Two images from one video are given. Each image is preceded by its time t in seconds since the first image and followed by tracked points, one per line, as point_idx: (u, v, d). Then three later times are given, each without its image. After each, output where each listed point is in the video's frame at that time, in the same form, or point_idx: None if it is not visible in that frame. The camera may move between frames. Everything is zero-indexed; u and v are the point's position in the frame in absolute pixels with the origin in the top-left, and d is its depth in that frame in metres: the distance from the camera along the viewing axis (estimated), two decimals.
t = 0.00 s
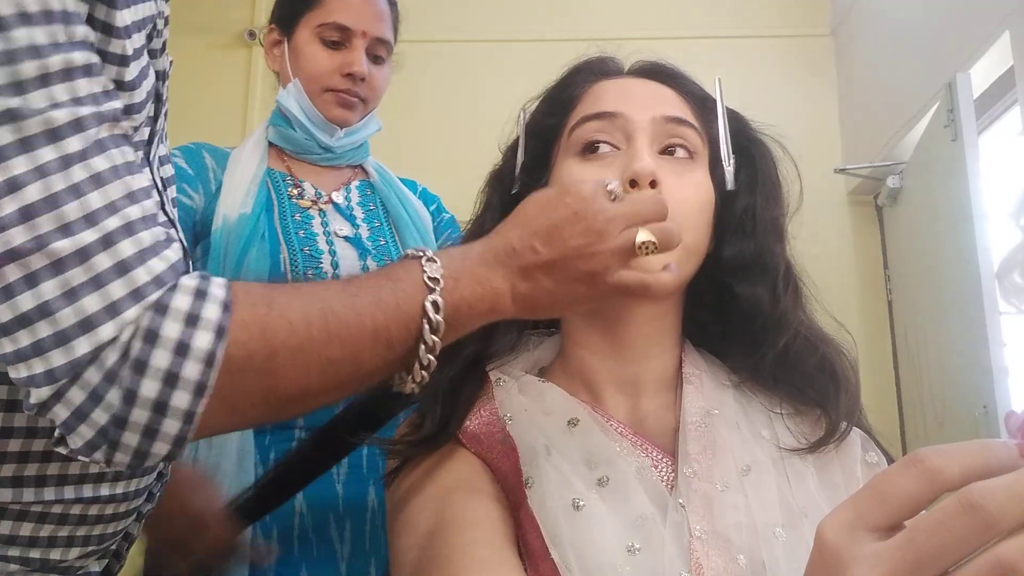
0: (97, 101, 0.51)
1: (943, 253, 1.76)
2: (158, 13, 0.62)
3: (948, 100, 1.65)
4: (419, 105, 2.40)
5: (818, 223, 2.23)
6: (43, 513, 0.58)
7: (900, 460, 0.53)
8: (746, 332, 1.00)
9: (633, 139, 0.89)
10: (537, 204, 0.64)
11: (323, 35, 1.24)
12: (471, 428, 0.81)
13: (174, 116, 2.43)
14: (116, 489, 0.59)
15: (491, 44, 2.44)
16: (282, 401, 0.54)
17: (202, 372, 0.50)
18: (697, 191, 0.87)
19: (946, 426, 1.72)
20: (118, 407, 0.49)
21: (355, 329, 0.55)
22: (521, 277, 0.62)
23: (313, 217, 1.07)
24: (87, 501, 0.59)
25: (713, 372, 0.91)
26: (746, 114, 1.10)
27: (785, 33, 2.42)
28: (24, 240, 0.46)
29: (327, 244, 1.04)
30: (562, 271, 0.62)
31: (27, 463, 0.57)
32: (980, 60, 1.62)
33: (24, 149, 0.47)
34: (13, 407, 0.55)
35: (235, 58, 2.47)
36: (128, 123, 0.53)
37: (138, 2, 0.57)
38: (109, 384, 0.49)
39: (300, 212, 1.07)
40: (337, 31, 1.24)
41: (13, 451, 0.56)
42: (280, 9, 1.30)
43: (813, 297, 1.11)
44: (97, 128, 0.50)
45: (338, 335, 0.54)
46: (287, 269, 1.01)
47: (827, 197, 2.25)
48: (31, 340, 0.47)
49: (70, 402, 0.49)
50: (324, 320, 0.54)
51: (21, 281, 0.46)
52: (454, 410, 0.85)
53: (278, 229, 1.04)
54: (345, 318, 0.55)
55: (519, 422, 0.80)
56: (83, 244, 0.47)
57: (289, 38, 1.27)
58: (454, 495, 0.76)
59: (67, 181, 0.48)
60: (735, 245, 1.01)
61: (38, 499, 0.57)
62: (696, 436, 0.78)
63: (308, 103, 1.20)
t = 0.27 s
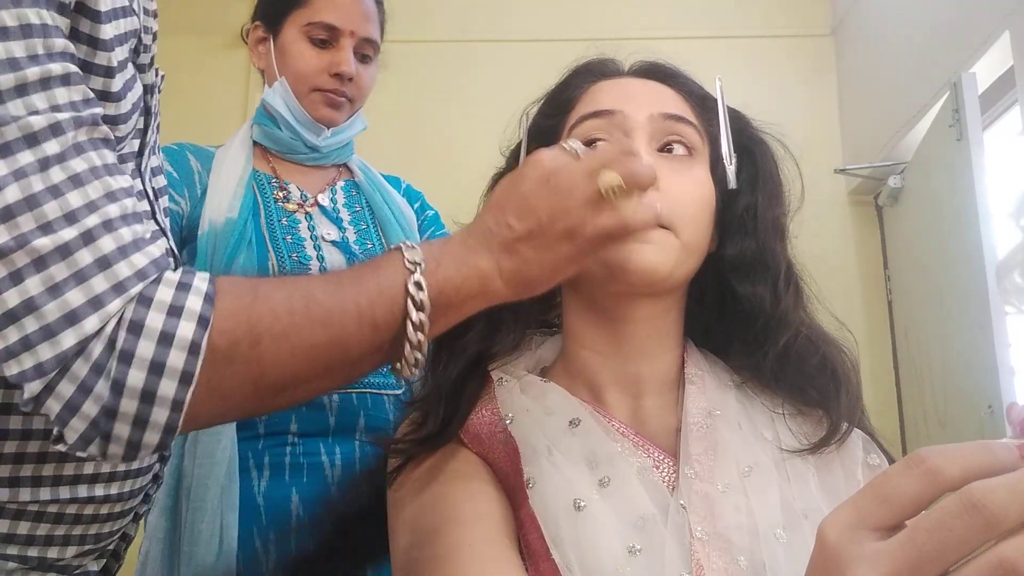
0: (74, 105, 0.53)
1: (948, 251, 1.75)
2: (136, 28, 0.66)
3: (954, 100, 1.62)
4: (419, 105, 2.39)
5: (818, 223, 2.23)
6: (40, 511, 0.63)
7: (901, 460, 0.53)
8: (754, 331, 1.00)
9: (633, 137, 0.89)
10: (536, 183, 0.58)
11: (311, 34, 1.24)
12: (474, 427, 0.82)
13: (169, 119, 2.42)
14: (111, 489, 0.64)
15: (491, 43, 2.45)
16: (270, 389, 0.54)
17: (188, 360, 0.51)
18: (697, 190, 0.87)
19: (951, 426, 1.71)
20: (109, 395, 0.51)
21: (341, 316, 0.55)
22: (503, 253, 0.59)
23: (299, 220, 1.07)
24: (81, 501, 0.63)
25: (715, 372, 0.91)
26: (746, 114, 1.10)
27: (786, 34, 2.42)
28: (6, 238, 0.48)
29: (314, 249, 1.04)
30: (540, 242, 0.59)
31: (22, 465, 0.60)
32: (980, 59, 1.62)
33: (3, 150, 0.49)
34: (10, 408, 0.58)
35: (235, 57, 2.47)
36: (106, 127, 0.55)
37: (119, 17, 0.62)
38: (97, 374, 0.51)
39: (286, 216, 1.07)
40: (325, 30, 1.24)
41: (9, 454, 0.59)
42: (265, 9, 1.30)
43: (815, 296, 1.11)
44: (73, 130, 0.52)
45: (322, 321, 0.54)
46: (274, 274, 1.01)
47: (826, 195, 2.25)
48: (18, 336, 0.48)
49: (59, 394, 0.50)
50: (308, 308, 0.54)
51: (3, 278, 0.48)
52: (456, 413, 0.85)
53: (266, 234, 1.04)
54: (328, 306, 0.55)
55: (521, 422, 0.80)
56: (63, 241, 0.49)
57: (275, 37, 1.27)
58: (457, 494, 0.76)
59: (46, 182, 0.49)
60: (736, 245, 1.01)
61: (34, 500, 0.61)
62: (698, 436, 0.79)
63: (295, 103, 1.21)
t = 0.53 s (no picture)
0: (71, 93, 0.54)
1: (950, 250, 1.75)
2: (129, 35, 0.69)
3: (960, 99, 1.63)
4: (419, 107, 2.40)
5: (817, 223, 2.23)
6: (36, 511, 0.62)
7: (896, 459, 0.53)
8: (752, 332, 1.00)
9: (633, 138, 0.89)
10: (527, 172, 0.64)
11: (323, 41, 1.25)
12: (474, 428, 0.82)
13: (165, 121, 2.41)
14: (109, 488, 0.66)
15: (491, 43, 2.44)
16: (278, 371, 0.54)
17: (199, 331, 0.51)
18: (696, 190, 0.87)
19: (953, 426, 1.71)
20: (122, 373, 0.51)
21: (350, 296, 0.56)
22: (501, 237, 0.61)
23: (315, 223, 1.06)
24: (79, 500, 0.64)
25: (713, 372, 0.91)
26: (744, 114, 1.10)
27: (784, 34, 2.42)
28: (11, 216, 0.49)
29: (330, 251, 1.04)
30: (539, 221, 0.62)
31: (19, 464, 0.60)
32: (981, 59, 1.61)
33: (5, 132, 0.50)
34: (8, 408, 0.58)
35: (234, 57, 2.47)
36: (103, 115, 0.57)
37: (108, 19, 0.63)
38: (109, 350, 0.50)
39: (302, 218, 1.07)
40: (337, 38, 1.25)
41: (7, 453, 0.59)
42: (279, 19, 1.32)
43: (812, 295, 1.11)
44: (72, 114, 0.53)
45: (330, 299, 0.55)
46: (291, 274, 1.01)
47: (825, 195, 2.26)
48: (29, 313, 0.49)
49: (72, 372, 0.50)
50: (315, 287, 0.55)
51: (12, 257, 0.49)
52: (457, 411, 0.86)
53: (282, 236, 1.04)
54: (336, 286, 0.56)
55: (519, 422, 0.79)
56: (69, 216, 0.50)
57: (289, 47, 1.28)
58: (458, 495, 0.76)
59: (49, 161, 0.50)
60: (733, 245, 1.01)
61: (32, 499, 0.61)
62: (697, 437, 0.79)
63: (309, 109, 1.21)
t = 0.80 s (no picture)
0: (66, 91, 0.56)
1: (954, 250, 1.75)
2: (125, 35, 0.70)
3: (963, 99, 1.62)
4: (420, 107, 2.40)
5: (817, 224, 2.23)
6: (33, 509, 0.63)
7: (891, 461, 0.53)
8: (753, 333, 1.00)
9: (635, 141, 0.88)
10: (526, 190, 0.63)
11: (356, 42, 1.27)
12: (473, 429, 0.82)
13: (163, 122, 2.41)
14: (107, 486, 0.66)
15: (492, 44, 2.45)
16: (273, 374, 0.56)
17: (197, 332, 0.54)
18: (697, 191, 0.88)
19: (955, 426, 1.71)
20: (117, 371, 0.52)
21: (347, 304, 0.58)
22: (498, 253, 0.61)
23: (360, 223, 1.06)
24: (76, 498, 0.64)
25: (713, 373, 0.91)
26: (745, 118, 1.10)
27: (784, 35, 2.42)
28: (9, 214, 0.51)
29: (373, 249, 1.03)
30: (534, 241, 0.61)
31: (16, 462, 0.60)
32: (981, 59, 1.61)
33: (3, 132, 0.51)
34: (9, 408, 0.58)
35: (233, 57, 2.47)
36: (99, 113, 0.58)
37: (104, 19, 0.64)
38: (104, 348, 0.52)
39: (347, 217, 1.06)
40: (369, 37, 1.27)
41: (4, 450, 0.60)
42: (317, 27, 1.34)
43: (813, 299, 1.11)
44: (68, 114, 0.55)
45: (329, 305, 0.57)
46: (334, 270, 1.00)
47: (826, 195, 2.26)
48: (26, 311, 0.51)
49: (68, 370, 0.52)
50: (311, 293, 0.58)
51: (9, 255, 0.51)
52: (456, 412, 0.86)
53: (327, 231, 1.03)
54: (330, 293, 0.58)
55: (519, 423, 0.79)
56: (65, 215, 0.51)
57: (326, 52, 1.30)
58: (458, 494, 0.76)
59: (45, 160, 0.52)
60: (734, 248, 1.01)
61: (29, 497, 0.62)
62: (696, 437, 0.79)
63: (348, 109, 1.21)
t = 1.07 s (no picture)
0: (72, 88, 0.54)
1: (956, 249, 1.75)
2: (127, 32, 0.69)
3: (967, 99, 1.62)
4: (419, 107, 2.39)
5: (818, 224, 2.23)
6: (32, 508, 0.62)
7: (890, 459, 0.53)
8: (755, 332, 1.00)
9: (634, 140, 0.89)
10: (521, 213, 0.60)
11: (388, 41, 1.28)
12: (474, 428, 0.82)
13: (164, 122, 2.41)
14: (106, 484, 0.66)
15: (493, 44, 2.45)
16: (271, 388, 0.53)
17: (197, 340, 0.51)
18: (697, 190, 0.88)
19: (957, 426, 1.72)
20: (113, 375, 0.50)
21: (347, 317, 0.55)
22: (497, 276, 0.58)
23: (385, 225, 1.07)
24: (75, 497, 0.64)
25: (714, 373, 0.91)
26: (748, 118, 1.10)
27: (785, 35, 2.42)
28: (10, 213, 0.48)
29: (397, 253, 1.04)
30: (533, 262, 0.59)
31: (14, 462, 0.59)
32: (980, 60, 1.62)
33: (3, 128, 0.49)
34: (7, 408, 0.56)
35: (234, 57, 2.47)
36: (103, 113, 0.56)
37: (108, 14, 0.63)
38: (101, 351, 0.49)
39: (374, 218, 1.07)
40: (401, 35, 1.28)
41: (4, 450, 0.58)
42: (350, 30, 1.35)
43: (817, 300, 1.11)
44: (71, 113, 0.53)
45: (330, 320, 0.54)
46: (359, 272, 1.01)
47: (827, 195, 2.26)
48: (23, 311, 0.48)
49: (62, 373, 0.49)
50: (310, 305, 0.55)
51: (9, 254, 0.48)
52: (457, 415, 0.86)
53: (353, 232, 1.04)
54: (332, 307, 0.55)
55: (520, 422, 0.80)
56: (67, 215, 0.49)
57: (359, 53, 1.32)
58: (459, 493, 0.76)
59: (49, 159, 0.49)
60: (737, 248, 1.01)
61: (28, 496, 0.61)
62: (697, 437, 0.79)
63: (380, 107, 1.23)
